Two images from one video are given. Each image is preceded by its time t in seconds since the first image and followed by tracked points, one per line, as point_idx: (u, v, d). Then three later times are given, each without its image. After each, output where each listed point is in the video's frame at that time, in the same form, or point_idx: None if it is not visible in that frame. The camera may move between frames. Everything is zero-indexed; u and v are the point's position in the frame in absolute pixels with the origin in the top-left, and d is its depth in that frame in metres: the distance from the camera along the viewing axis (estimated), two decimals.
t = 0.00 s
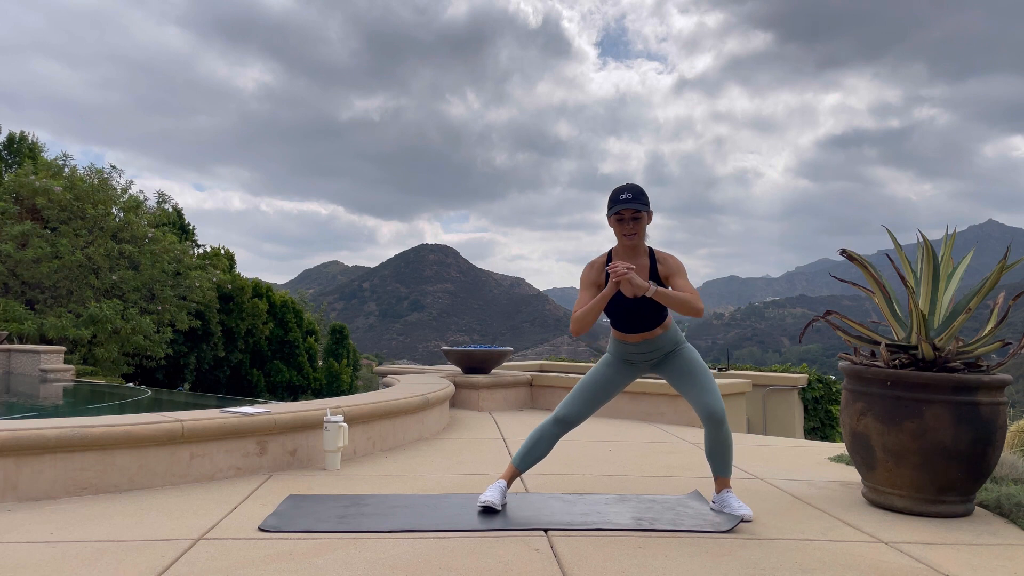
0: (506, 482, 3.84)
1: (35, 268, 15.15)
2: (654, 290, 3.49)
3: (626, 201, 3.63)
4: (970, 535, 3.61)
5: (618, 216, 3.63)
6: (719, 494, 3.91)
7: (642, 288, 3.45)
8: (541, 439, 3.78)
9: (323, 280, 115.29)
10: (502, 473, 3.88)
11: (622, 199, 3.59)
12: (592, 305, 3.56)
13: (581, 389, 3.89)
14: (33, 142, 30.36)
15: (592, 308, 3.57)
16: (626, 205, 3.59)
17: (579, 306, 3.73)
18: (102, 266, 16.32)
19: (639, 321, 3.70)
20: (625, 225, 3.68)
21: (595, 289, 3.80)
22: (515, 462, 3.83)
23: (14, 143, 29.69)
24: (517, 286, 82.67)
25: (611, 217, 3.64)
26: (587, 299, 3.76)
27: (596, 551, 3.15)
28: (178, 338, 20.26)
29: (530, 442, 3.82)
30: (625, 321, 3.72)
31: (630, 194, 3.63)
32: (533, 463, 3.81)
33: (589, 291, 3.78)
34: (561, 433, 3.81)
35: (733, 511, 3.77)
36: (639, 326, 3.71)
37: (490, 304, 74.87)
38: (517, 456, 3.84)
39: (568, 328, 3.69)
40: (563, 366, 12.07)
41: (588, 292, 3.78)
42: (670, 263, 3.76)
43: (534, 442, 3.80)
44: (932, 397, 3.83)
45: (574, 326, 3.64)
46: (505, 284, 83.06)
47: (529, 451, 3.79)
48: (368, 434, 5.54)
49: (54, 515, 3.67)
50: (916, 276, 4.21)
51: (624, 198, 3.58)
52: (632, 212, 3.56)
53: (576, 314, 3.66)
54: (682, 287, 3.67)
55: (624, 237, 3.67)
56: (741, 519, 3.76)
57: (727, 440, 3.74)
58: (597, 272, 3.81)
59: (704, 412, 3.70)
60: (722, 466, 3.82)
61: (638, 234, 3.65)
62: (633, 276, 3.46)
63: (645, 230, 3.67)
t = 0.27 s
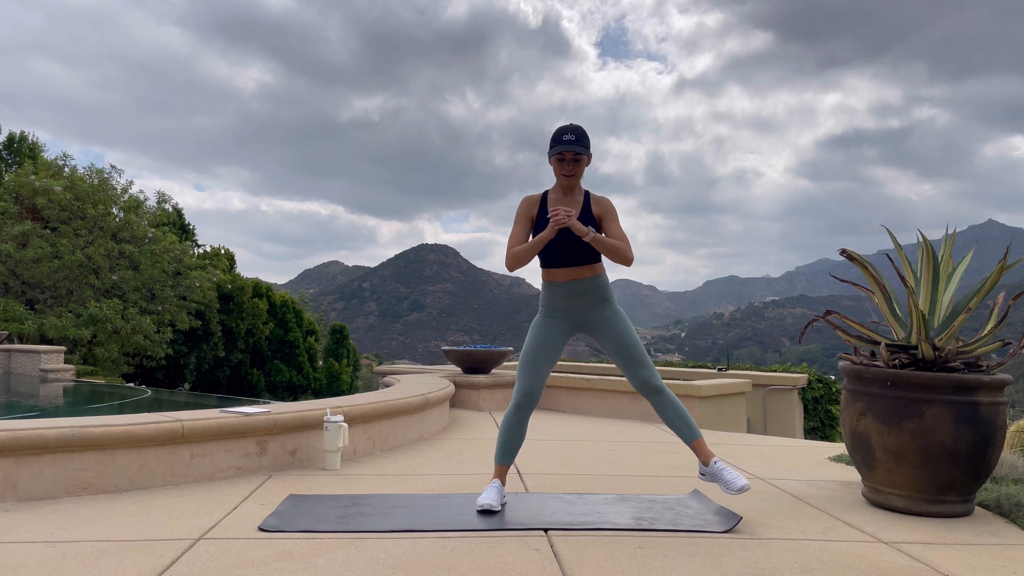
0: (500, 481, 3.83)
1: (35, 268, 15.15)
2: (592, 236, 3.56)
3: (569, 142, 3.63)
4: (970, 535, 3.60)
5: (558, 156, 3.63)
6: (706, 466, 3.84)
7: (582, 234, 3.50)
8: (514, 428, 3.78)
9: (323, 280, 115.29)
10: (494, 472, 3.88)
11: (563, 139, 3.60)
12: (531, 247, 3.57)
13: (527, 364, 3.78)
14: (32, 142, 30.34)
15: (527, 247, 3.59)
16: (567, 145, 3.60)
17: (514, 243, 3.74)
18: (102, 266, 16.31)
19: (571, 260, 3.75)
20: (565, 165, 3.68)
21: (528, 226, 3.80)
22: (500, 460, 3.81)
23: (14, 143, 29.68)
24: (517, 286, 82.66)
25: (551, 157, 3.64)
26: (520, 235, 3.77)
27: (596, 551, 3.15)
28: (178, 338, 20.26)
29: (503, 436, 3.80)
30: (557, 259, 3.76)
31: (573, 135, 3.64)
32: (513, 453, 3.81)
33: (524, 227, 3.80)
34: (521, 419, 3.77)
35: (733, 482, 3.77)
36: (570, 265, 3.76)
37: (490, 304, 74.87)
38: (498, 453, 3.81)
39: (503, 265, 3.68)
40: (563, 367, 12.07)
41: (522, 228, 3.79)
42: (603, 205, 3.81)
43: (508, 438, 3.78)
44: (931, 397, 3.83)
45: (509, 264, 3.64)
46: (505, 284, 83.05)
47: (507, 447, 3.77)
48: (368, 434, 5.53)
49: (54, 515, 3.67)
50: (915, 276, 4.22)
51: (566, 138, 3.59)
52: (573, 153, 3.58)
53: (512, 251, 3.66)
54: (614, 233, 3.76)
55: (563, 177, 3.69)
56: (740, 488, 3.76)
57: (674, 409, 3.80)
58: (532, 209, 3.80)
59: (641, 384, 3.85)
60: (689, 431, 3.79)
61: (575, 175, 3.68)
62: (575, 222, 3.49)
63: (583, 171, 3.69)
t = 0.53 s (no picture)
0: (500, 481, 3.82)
1: (35, 268, 15.15)
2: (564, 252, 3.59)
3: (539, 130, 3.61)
4: (970, 535, 3.61)
5: (528, 145, 3.63)
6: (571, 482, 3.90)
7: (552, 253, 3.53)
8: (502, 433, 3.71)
9: (323, 280, 115.31)
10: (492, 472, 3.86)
11: (533, 128, 3.58)
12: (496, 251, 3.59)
13: (500, 364, 3.70)
14: (32, 141, 30.33)
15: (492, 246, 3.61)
16: (537, 133, 3.59)
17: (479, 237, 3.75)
18: (102, 266, 16.31)
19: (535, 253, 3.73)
20: (535, 153, 3.67)
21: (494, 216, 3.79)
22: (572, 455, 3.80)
23: (14, 143, 29.67)
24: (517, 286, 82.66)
25: (521, 146, 3.64)
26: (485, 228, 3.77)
27: (596, 551, 3.15)
28: (178, 338, 20.26)
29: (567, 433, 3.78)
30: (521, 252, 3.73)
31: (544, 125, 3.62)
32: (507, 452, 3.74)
33: (489, 219, 3.78)
34: (508, 418, 3.73)
35: (583, 498, 3.77)
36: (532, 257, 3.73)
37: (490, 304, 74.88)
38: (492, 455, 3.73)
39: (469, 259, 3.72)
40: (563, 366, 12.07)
41: (487, 220, 3.77)
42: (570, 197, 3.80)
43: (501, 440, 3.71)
44: (931, 397, 3.83)
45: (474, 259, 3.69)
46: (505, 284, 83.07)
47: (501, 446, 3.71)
48: (368, 434, 5.54)
49: (55, 515, 3.66)
50: (916, 276, 4.21)
51: (536, 127, 3.58)
52: (543, 140, 3.58)
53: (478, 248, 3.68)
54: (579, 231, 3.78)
55: (532, 166, 3.68)
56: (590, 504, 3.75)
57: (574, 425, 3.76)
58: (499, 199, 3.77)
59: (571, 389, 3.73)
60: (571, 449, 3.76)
61: (544, 164, 3.67)
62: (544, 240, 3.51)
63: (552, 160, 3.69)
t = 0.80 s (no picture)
0: (500, 481, 3.82)
1: (35, 268, 15.15)
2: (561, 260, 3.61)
3: (530, 126, 3.65)
4: (969, 535, 3.61)
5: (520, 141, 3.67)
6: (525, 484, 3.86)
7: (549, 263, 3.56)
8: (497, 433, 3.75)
9: (322, 280, 115.31)
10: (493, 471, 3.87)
11: (525, 124, 3.61)
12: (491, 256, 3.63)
13: (488, 362, 3.70)
14: (32, 142, 30.32)
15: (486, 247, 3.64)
16: (528, 128, 3.62)
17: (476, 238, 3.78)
18: (102, 266, 16.31)
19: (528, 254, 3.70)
20: (528, 149, 3.69)
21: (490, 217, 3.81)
22: (532, 458, 3.80)
23: (14, 143, 29.67)
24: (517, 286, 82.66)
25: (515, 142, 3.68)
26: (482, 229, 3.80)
27: (595, 551, 3.15)
28: (178, 338, 20.26)
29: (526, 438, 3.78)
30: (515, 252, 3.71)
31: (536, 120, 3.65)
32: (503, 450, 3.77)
33: (485, 220, 3.81)
34: (500, 417, 3.76)
35: (533, 504, 3.72)
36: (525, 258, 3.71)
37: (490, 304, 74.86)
38: (489, 454, 3.76)
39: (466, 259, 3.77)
40: (563, 366, 12.07)
41: (484, 221, 3.80)
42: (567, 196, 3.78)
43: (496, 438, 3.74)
44: (931, 397, 3.83)
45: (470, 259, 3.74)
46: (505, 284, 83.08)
47: (497, 444, 3.74)
48: (368, 434, 5.54)
49: (54, 515, 3.66)
50: (916, 276, 4.21)
51: (528, 123, 3.61)
52: (534, 134, 3.62)
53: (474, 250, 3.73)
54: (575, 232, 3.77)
55: (526, 163, 3.69)
56: (537, 511, 3.71)
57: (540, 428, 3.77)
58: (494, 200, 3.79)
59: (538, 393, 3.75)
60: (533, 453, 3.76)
61: (538, 161, 3.68)
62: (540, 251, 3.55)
63: (545, 156, 3.70)
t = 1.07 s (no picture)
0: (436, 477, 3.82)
1: (35, 268, 15.15)
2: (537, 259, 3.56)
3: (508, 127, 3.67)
4: (970, 535, 3.61)
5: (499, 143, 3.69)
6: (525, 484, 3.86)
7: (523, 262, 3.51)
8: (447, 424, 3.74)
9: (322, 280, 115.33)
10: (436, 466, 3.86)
11: (501, 125, 3.65)
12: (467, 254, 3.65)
13: (454, 358, 3.73)
14: (32, 142, 30.30)
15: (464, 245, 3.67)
16: (505, 129, 3.65)
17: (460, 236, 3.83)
18: (102, 266, 16.31)
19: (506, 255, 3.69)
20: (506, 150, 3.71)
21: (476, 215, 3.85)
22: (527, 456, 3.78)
23: (14, 143, 29.66)
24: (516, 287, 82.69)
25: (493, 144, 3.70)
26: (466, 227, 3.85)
27: (595, 551, 3.15)
28: (178, 338, 20.26)
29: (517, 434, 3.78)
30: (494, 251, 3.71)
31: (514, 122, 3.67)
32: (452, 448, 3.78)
33: (470, 218, 3.87)
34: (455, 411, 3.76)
35: (533, 504, 3.72)
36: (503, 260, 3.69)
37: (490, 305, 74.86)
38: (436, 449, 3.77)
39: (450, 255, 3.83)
40: (563, 367, 12.08)
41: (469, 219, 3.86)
42: (550, 199, 3.74)
43: (445, 435, 3.74)
44: (931, 397, 3.83)
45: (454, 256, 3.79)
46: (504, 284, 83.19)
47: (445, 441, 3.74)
48: (368, 434, 5.54)
49: (54, 515, 3.66)
50: (916, 276, 4.21)
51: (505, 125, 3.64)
52: (509, 135, 3.64)
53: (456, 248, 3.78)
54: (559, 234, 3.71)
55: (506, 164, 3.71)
56: (537, 511, 3.71)
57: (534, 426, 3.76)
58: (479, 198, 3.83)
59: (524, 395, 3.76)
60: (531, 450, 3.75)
61: (515, 162, 3.69)
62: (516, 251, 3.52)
63: (525, 156, 3.70)
